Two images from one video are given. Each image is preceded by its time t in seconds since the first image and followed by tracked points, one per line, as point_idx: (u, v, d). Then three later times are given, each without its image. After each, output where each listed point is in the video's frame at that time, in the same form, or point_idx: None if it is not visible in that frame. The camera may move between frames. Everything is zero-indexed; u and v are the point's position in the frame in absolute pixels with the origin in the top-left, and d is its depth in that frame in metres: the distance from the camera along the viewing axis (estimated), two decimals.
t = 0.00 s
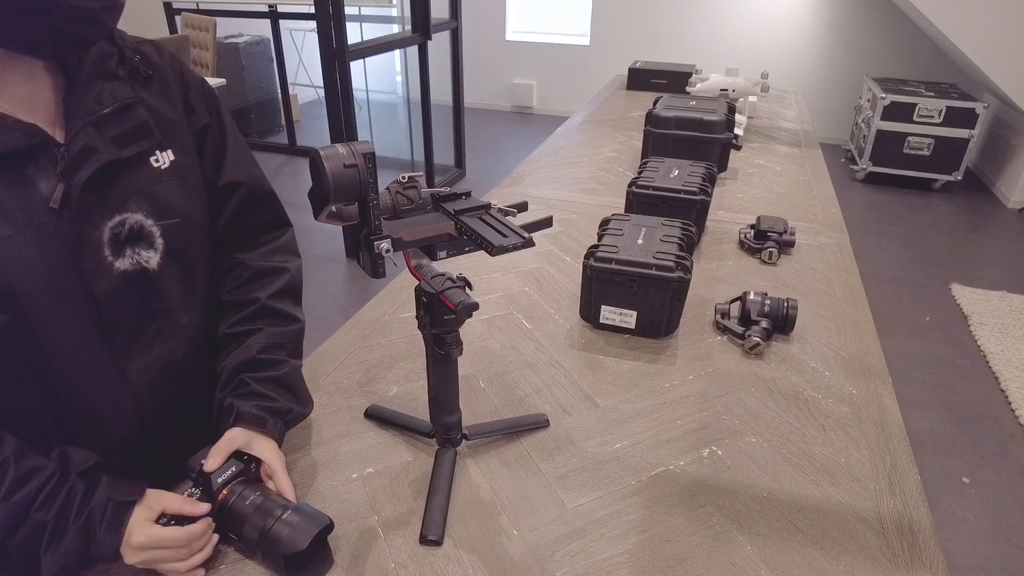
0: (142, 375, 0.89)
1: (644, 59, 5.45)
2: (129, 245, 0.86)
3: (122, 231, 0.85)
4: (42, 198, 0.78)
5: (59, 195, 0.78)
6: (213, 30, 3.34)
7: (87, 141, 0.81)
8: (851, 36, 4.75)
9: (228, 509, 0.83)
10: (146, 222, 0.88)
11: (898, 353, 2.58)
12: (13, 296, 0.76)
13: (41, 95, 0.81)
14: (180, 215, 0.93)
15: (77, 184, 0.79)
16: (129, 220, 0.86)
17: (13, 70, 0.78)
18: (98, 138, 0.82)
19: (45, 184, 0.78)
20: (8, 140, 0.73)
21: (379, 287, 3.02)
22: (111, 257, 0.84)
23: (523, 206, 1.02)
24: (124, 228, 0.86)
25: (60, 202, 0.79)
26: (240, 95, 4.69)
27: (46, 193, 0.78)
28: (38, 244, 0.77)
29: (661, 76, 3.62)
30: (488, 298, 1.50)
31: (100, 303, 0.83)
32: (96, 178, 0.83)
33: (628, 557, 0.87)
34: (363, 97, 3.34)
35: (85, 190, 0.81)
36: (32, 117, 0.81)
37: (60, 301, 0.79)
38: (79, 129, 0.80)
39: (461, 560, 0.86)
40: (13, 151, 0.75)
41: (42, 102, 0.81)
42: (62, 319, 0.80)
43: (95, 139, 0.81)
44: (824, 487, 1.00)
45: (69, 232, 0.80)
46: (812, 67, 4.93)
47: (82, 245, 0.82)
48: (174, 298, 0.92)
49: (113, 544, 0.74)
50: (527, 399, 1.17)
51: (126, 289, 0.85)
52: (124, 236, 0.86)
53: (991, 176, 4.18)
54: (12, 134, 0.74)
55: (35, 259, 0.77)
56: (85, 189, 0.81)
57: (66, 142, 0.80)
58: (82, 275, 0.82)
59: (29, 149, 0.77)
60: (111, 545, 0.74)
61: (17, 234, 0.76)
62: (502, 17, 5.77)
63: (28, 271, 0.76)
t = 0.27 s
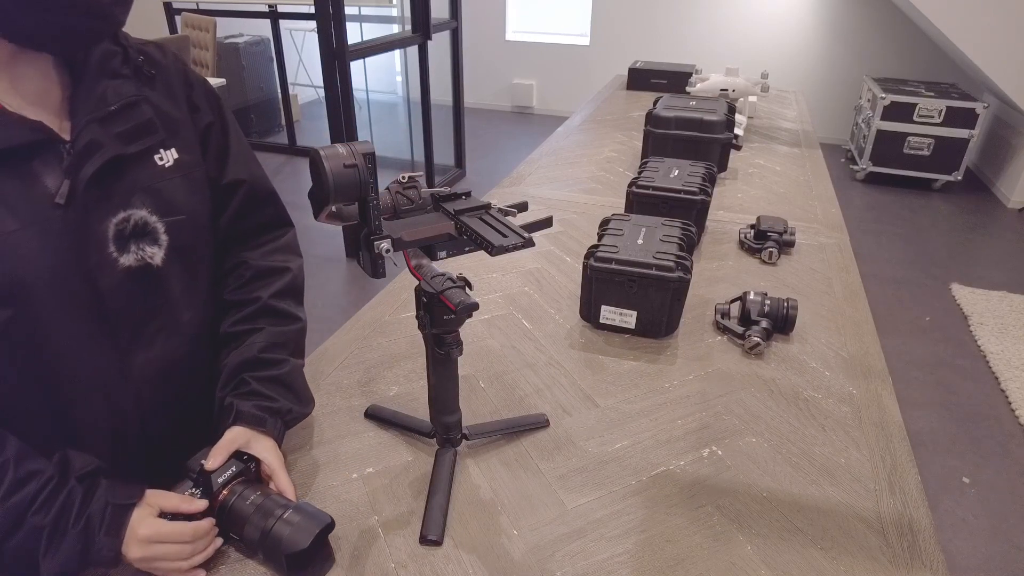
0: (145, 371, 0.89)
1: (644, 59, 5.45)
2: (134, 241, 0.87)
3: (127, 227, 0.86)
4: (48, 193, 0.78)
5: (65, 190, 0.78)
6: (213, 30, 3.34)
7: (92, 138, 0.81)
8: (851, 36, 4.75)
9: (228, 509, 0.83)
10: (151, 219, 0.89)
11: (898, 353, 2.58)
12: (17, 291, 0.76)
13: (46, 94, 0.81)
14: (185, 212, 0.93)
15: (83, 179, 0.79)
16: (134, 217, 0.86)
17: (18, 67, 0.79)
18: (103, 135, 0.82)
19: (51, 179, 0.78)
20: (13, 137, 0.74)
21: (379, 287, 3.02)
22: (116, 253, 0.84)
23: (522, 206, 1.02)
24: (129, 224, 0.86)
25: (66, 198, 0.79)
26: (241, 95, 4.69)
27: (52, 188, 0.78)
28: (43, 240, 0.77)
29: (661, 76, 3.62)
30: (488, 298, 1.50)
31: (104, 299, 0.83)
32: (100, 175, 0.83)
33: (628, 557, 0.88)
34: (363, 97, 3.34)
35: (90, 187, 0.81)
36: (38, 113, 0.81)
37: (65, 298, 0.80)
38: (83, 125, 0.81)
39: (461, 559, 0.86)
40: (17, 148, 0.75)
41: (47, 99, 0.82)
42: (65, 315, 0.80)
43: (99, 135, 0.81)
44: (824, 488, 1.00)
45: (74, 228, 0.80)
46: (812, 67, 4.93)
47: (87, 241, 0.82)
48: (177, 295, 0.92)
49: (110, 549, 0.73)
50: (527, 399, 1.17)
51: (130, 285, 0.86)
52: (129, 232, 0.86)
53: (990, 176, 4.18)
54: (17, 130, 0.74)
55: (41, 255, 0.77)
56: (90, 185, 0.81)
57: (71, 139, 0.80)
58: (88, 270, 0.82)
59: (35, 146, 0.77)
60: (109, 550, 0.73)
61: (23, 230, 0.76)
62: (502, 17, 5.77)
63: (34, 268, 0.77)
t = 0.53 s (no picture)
0: (153, 365, 0.89)
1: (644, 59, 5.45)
2: (143, 235, 0.87)
3: (136, 220, 0.86)
4: (59, 186, 0.78)
5: (76, 184, 0.79)
6: (213, 30, 3.34)
7: (101, 133, 0.81)
8: (850, 36, 4.75)
9: (228, 509, 0.82)
10: (160, 213, 0.89)
11: (898, 353, 2.58)
12: (31, 284, 0.76)
13: (58, 89, 0.81)
14: (193, 208, 0.93)
15: (94, 174, 0.80)
16: (144, 211, 0.87)
17: (33, 63, 0.79)
18: (112, 130, 0.83)
19: (62, 172, 0.78)
20: (27, 131, 0.74)
21: (379, 287, 3.02)
22: (125, 247, 0.85)
23: (522, 206, 1.02)
24: (139, 217, 0.86)
25: (77, 191, 0.79)
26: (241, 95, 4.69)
27: (62, 182, 0.79)
28: (55, 234, 0.78)
29: (661, 76, 3.62)
30: (488, 298, 1.50)
31: (113, 291, 0.83)
32: (110, 169, 0.83)
33: (628, 557, 0.87)
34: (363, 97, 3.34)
35: (99, 180, 0.81)
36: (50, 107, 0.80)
37: (75, 292, 0.80)
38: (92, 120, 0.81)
39: (461, 560, 0.86)
40: (31, 141, 0.75)
41: (58, 94, 0.81)
42: (76, 307, 0.80)
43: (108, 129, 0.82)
44: (824, 487, 1.00)
45: (85, 222, 0.80)
46: (812, 67, 4.93)
47: (98, 236, 0.82)
48: (185, 290, 0.92)
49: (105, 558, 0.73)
50: (527, 399, 1.17)
51: (139, 279, 0.86)
52: (138, 226, 0.86)
53: (990, 176, 4.18)
54: (31, 123, 0.74)
55: (52, 249, 0.77)
56: (100, 179, 0.81)
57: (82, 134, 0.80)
58: (100, 264, 0.82)
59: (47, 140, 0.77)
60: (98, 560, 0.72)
61: (36, 223, 0.76)
62: (502, 17, 5.78)
63: (45, 260, 0.77)
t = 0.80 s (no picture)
0: (161, 356, 0.92)
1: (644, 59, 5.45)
2: (154, 229, 0.88)
3: (147, 215, 0.87)
4: (72, 180, 0.80)
5: (89, 179, 0.81)
6: (213, 30, 3.34)
7: (113, 129, 0.82)
8: (850, 36, 4.75)
9: (228, 509, 0.82)
10: (170, 208, 0.90)
11: (898, 353, 2.58)
12: (45, 278, 0.77)
13: (70, 84, 0.83)
14: (202, 203, 0.94)
15: (106, 169, 0.81)
16: (155, 205, 0.88)
17: (46, 58, 0.80)
18: (124, 126, 0.84)
19: (75, 167, 0.80)
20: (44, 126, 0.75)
21: (379, 287, 3.02)
22: (137, 240, 0.86)
23: (522, 206, 1.02)
24: (150, 212, 0.88)
25: (90, 186, 0.81)
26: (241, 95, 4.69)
27: (75, 176, 0.80)
28: (68, 228, 0.79)
29: (661, 76, 3.62)
30: (488, 297, 1.50)
31: (124, 285, 0.85)
32: (122, 165, 0.85)
33: (628, 557, 0.87)
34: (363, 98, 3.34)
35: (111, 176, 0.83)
36: (61, 103, 0.82)
37: (86, 285, 0.82)
38: (105, 116, 0.82)
39: (461, 560, 0.86)
40: (47, 137, 0.77)
41: (70, 90, 0.83)
42: (89, 300, 0.82)
43: (121, 126, 0.83)
44: (824, 487, 1.00)
45: (97, 216, 0.82)
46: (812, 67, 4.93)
47: (110, 231, 0.84)
48: (192, 283, 0.94)
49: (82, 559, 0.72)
50: (527, 399, 1.17)
51: (149, 272, 0.88)
52: (149, 220, 0.88)
53: (990, 176, 4.18)
54: (48, 120, 0.75)
55: (65, 244, 0.79)
56: (111, 175, 0.83)
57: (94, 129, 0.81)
58: (112, 257, 0.84)
59: (62, 133, 0.78)
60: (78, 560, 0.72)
61: (50, 218, 0.78)
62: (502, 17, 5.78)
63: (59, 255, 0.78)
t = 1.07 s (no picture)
0: (175, 351, 0.93)
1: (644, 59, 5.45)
2: (171, 223, 0.89)
3: (164, 210, 0.89)
4: (92, 175, 0.81)
5: (108, 173, 0.81)
6: (213, 30, 3.33)
7: (132, 125, 0.84)
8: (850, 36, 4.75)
9: (228, 508, 0.82)
10: (187, 203, 0.91)
11: (898, 353, 2.59)
12: (64, 270, 0.78)
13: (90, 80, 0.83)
14: (218, 200, 0.95)
15: (125, 164, 0.82)
16: (172, 200, 0.89)
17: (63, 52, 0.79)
18: (142, 122, 0.85)
19: (95, 162, 0.81)
20: (63, 122, 0.76)
21: (379, 287, 3.02)
22: (154, 235, 0.87)
23: (522, 206, 1.02)
24: (167, 207, 0.89)
25: (110, 180, 0.81)
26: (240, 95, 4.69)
27: (95, 171, 0.81)
28: (88, 223, 0.80)
29: (661, 76, 3.62)
30: (488, 297, 1.50)
31: (139, 281, 0.86)
32: (139, 161, 0.86)
33: (628, 556, 0.88)
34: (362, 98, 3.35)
35: (130, 172, 0.84)
36: (81, 96, 0.81)
37: (105, 279, 0.82)
38: (124, 113, 0.84)
39: (461, 560, 0.86)
40: (66, 130, 0.77)
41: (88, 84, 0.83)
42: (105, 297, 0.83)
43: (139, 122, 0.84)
44: (824, 487, 1.00)
45: (116, 211, 0.83)
46: (812, 67, 4.94)
47: (127, 225, 0.85)
48: (207, 278, 0.94)
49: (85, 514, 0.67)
50: (527, 399, 1.17)
51: (164, 268, 0.89)
52: (166, 216, 0.89)
53: (990, 176, 4.18)
54: (70, 114, 0.77)
55: (86, 239, 0.80)
56: (129, 170, 0.84)
57: (113, 125, 0.83)
58: (129, 251, 0.85)
59: (81, 128, 0.79)
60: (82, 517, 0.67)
61: (71, 212, 0.78)
62: (502, 17, 5.78)
63: (79, 249, 0.79)
